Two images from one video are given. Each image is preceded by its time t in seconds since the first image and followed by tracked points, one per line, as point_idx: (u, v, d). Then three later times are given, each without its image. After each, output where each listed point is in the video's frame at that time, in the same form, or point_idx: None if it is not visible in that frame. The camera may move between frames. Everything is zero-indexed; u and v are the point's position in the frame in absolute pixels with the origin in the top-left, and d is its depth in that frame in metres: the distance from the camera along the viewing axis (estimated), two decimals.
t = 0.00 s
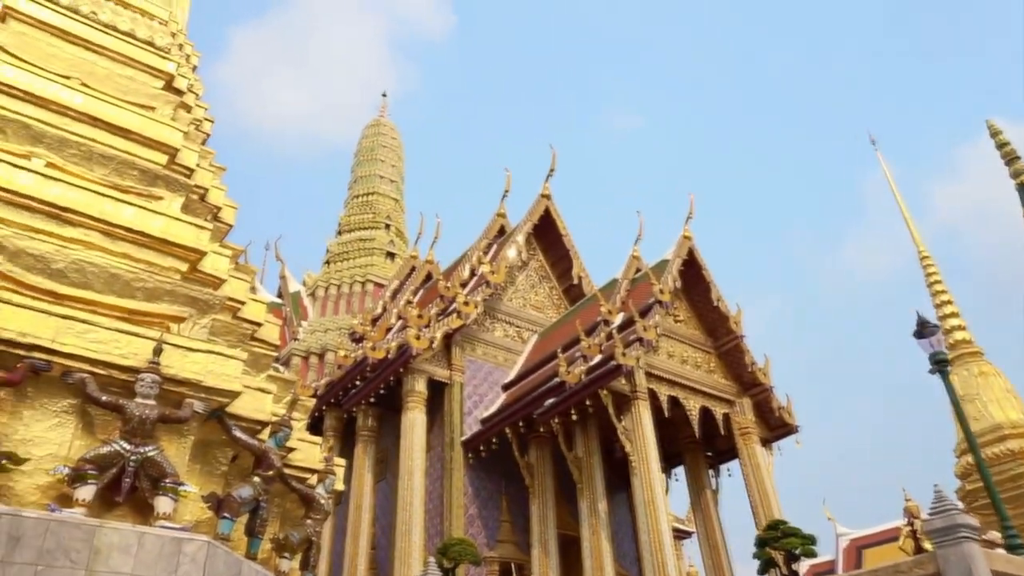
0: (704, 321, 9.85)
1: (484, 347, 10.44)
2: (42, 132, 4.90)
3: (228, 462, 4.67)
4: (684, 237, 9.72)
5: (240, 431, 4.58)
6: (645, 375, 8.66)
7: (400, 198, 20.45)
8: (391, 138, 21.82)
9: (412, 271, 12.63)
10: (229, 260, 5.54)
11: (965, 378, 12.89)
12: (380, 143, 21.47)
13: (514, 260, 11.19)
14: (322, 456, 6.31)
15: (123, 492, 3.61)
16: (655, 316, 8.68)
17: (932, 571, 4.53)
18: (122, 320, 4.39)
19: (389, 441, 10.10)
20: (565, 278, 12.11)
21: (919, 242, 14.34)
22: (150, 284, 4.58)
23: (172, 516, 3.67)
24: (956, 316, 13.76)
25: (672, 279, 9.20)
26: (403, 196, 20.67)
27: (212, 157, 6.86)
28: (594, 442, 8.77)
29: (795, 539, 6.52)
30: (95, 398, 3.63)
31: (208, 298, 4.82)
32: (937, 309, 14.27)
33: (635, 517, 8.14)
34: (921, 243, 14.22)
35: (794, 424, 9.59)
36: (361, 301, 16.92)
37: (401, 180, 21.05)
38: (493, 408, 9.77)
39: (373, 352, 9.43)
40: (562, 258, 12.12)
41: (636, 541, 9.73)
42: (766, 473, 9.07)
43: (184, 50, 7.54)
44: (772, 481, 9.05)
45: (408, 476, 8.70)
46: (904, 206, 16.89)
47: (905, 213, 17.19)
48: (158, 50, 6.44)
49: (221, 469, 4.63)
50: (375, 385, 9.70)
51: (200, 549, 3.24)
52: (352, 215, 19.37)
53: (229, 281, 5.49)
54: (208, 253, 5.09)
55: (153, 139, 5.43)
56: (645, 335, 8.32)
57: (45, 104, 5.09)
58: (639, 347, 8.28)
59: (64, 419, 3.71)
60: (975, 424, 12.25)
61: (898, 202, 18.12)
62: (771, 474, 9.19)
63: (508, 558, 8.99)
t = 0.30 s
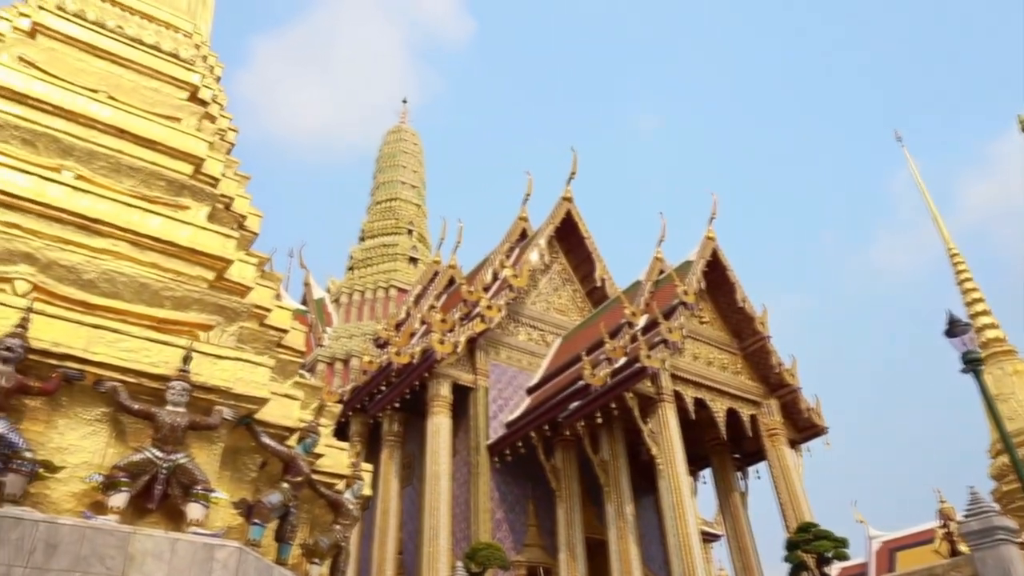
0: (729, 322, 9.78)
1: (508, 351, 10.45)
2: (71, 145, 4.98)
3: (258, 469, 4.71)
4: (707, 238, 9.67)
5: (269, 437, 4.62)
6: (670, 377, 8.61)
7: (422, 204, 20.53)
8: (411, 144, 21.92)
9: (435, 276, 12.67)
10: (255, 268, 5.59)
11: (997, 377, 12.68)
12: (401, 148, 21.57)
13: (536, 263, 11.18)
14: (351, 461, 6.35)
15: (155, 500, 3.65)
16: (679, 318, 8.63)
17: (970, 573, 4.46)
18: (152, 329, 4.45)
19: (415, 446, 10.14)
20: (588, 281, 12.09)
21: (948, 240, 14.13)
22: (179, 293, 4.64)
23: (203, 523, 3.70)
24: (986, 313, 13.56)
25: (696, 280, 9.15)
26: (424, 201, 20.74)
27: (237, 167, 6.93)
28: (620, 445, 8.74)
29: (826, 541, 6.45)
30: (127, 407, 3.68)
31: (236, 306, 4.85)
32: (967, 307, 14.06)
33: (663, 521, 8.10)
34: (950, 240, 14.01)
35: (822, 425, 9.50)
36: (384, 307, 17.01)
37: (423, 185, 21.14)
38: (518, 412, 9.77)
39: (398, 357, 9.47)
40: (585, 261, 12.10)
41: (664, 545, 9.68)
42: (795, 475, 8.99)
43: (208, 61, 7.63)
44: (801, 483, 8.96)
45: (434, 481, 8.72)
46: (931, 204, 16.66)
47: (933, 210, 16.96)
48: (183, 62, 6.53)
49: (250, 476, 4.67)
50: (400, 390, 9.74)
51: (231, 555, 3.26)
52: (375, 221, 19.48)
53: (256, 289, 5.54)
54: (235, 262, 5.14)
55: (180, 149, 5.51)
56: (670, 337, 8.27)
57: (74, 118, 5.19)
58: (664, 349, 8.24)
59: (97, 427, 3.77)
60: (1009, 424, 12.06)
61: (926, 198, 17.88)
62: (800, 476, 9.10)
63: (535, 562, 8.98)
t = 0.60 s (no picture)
0: (752, 321, 9.72)
1: (529, 353, 10.45)
2: (96, 156, 5.04)
3: (284, 474, 4.74)
4: (728, 236, 9.61)
5: (295, 443, 4.65)
6: (693, 377, 8.57)
7: (441, 207, 20.58)
8: (429, 148, 21.99)
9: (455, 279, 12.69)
10: (278, 275, 5.63)
11: None
12: (420, 153, 21.64)
13: (556, 264, 11.16)
14: (375, 465, 6.37)
15: (183, 506, 3.69)
16: (701, 317, 8.58)
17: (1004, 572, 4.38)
18: (177, 337, 4.49)
19: (438, 449, 10.16)
20: (608, 281, 12.05)
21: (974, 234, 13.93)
22: (203, 300, 4.68)
23: (231, 528, 3.73)
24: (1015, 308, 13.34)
25: (717, 279, 9.10)
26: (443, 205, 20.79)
27: (258, 174, 6.99)
28: (644, 446, 8.70)
29: (855, 541, 6.39)
30: (155, 414, 3.71)
31: (259, 313, 4.88)
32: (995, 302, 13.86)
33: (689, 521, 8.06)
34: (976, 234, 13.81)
35: (849, 423, 9.41)
36: (405, 311, 17.07)
37: (441, 189, 21.19)
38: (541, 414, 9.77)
39: (420, 360, 9.50)
40: (605, 262, 12.07)
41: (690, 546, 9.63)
42: (822, 474, 8.90)
43: (228, 71, 7.71)
44: (827, 482, 8.87)
45: (458, 484, 8.73)
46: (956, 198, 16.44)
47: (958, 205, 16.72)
48: (203, 72, 6.60)
49: (277, 481, 4.70)
50: (422, 394, 9.77)
51: (259, 560, 3.29)
52: (395, 226, 19.57)
53: (279, 295, 5.58)
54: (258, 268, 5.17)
55: (202, 158, 5.56)
56: (692, 337, 8.23)
57: (98, 130, 5.27)
58: (686, 349, 8.19)
59: (126, 434, 3.81)
60: None
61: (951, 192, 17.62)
62: (826, 475, 9.01)
63: (560, 564, 8.96)
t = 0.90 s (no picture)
0: (776, 316, 9.64)
1: (552, 353, 10.44)
2: (120, 168, 5.10)
3: (312, 478, 4.77)
4: (749, 232, 9.54)
5: (322, 447, 4.68)
6: (718, 374, 8.52)
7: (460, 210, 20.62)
8: (447, 151, 22.03)
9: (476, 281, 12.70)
10: (301, 281, 5.67)
11: None
12: (438, 156, 21.70)
13: (577, 264, 11.14)
14: (402, 468, 6.40)
15: (214, 512, 3.73)
16: (724, 314, 8.53)
17: None
18: (204, 345, 4.54)
19: (463, 451, 10.19)
20: (629, 280, 12.02)
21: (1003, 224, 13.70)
22: (229, 308, 4.72)
23: (262, 534, 3.77)
24: None
25: (740, 275, 9.04)
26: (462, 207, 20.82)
27: (279, 181, 7.05)
28: (669, 444, 8.66)
29: (887, 537, 6.32)
30: (184, 421, 3.75)
31: (284, 319, 4.91)
32: None
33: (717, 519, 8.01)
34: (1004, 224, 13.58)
35: (877, 418, 9.31)
36: (427, 314, 17.12)
37: (460, 192, 21.23)
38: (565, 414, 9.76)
39: (443, 363, 9.53)
40: (626, 261, 12.04)
41: (718, 545, 9.57)
42: (851, 470, 8.81)
43: (248, 79, 7.78)
44: (857, 477, 8.78)
45: (484, 486, 8.74)
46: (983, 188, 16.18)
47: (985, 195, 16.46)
48: (222, 82, 6.66)
49: (306, 485, 4.74)
50: (446, 396, 9.81)
51: (290, 565, 3.32)
52: (414, 229, 19.65)
53: (303, 301, 5.62)
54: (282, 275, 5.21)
55: (223, 167, 5.62)
56: (715, 334, 8.18)
57: (121, 142, 5.34)
58: (710, 346, 8.15)
59: (156, 442, 3.86)
60: None
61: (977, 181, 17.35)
62: (856, 471, 8.92)
63: (588, 564, 8.94)
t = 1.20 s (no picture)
0: (803, 309, 9.55)
1: (578, 352, 10.42)
2: (145, 180, 5.17)
3: (343, 483, 4.81)
4: (773, 225, 9.45)
5: (352, 452, 4.71)
6: (745, 369, 8.45)
7: (481, 212, 20.65)
8: (467, 153, 22.07)
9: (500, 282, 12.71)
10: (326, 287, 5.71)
11: None
12: (458, 159, 21.76)
13: (600, 262, 11.10)
14: (431, 471, 6.42)
15: (247, 518, 3.76)
16: (750, 308, 8.46)
17: None
18: (233, 353, 4.59)
19: (491, 452, 10.21)
20: (653, 277, 11.96)
21: None
22: (256, 316, 4.75)
23: (294, 539, 3.80)
24: None
25: (765, 269, 8.96)
26: (483, 209, 20.85)
27: (301, 189, 7.10)
28: (698, 441, 8.61)
29: (923, 530, 6.23)
30: (215, 429, 3.79)
31: (310, 325, 4.94)
32: None
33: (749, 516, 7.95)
34: None
35: (909, 410, 9.18)
36: (451, 316, 17.18)
37: (481, 193, 21.26)
38: (592, 413, 9.73)
39: (468, 365, 9.55)
40: (649, 257, 11.98)
41: (750, 542, 9.50)
42: (884, 464, 8.69)
43: (268, 88, 7.85)
44: (890, 471, 8.66)
45: (513, 486, 8.75)
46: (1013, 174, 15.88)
47: (1015, 181, 16.15)
48: (242, 92, 6.73)
49: (337, 490, 4.77)
50: (472, 398, 9.84)
51: (323, 570, 3.33)
52: (436, 232, 19.72)
53: (329, 307, 5.66)
54: (308, 282, 5.25)
55: (246, 177, 5.67)
56: (742, 328, 8.12)
57: (146, 154, 5.42)
58: (737, 341, 8.08)
59: (188, 450, 3.91)
60: None
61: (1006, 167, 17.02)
62: (889, 464, 8.80)
63: (620, 563, 8.92)
